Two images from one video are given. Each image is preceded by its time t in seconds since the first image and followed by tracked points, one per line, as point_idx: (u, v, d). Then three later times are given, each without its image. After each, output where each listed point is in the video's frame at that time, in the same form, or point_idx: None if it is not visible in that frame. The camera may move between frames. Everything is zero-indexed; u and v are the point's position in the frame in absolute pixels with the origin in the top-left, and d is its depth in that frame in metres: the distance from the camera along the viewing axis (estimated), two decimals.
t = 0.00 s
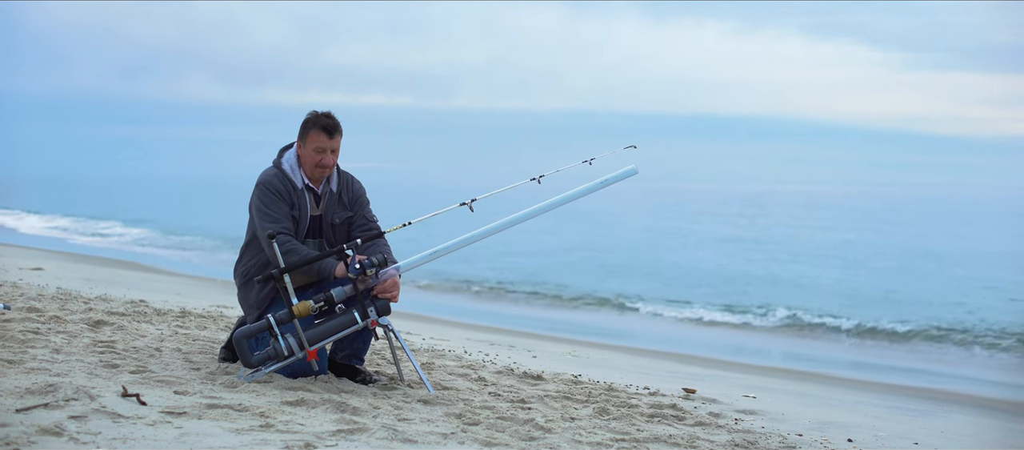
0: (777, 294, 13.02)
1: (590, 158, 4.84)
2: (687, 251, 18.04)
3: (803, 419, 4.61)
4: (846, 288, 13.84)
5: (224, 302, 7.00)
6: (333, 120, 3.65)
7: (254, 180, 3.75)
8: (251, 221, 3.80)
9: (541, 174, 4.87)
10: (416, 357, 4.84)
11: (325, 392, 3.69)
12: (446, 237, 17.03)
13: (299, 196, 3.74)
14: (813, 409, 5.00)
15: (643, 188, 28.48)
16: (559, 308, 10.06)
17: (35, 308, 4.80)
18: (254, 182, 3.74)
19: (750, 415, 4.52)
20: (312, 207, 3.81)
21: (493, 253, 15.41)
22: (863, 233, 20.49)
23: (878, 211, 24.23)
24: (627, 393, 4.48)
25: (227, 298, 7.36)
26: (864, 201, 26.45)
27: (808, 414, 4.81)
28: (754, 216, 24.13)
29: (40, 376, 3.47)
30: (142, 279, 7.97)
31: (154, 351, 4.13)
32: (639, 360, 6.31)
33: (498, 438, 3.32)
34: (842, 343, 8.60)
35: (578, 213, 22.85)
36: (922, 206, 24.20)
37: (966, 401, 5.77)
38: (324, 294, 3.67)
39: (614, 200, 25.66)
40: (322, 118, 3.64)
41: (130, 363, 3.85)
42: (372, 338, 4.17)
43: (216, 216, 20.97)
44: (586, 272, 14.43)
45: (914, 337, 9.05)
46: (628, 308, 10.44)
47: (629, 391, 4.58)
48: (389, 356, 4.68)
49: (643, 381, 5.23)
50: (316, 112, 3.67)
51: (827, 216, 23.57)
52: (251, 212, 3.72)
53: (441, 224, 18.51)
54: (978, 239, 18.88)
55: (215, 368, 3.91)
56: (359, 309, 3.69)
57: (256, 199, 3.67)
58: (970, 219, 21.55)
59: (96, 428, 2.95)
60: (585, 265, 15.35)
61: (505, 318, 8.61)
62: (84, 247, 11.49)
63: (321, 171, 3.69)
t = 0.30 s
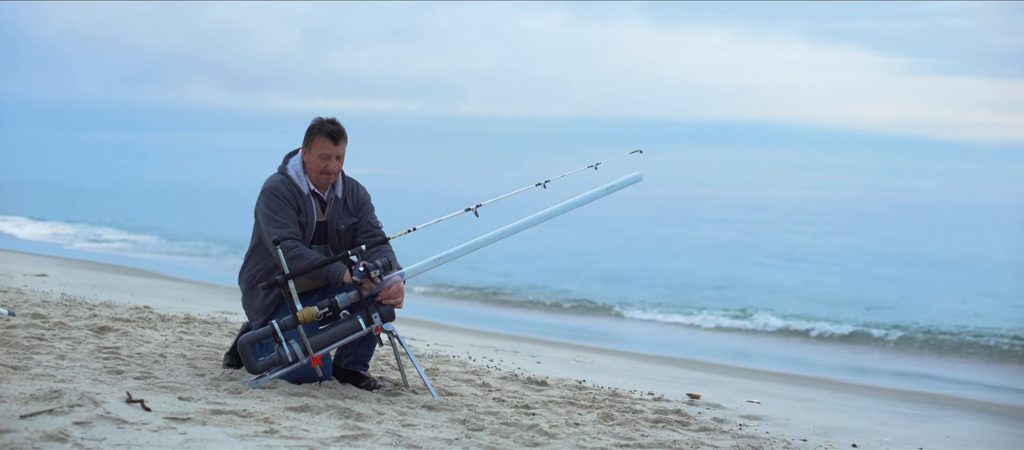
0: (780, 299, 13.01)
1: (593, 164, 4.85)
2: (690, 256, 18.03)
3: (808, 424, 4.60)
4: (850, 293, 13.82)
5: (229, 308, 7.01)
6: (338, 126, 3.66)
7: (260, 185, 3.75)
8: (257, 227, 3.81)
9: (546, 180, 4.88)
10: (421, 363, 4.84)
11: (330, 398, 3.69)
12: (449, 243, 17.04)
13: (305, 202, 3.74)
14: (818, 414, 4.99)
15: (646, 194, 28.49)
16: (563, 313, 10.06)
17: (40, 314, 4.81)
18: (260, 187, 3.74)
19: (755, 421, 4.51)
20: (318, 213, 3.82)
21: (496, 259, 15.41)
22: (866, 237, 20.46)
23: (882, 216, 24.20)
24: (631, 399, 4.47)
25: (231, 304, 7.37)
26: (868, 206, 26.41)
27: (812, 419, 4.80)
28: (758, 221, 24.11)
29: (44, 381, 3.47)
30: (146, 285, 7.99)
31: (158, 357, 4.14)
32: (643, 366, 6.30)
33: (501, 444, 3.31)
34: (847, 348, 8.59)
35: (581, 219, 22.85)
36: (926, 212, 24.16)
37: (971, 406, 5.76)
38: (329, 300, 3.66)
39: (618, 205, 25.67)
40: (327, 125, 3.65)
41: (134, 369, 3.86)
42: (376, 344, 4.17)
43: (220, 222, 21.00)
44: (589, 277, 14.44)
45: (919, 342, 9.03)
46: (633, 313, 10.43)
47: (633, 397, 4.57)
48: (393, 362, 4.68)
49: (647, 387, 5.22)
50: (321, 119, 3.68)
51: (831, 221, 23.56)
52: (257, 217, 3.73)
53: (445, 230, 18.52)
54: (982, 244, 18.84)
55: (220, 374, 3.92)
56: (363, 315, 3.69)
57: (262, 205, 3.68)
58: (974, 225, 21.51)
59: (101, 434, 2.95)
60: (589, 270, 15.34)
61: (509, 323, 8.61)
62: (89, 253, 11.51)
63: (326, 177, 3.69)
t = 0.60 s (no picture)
0: (787, 299, 12.99)
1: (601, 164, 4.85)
2: (697, 257, 18.00)
3: (815, 424, 4.59)
4: (858, 293, 13.77)
5: (236, 309, 7.02)
6: (346, 127, 3.66)
7: (268, 185, 3.76)
8: (265, 227, 3.81)
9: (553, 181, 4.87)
10: (428, 363, 4.84)
11: (337, 398, 3.69)
12: (455, 244, 17.04)
13: (313, 203, 3.74)
14: (826, 415, 4.98)
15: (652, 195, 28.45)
16: (569, 313, 10.05)
17: (49, 315, 4.82)
18: (269, 187, 3.74)
19: (762, 421, 4.50)
20: (326, 214, 3.82)
21: (502, 259, 15.41)
22: (874, 238, 20.39)
23: (889, 216, 24.11)
24: (639, 399, 4.46)
25: (239, 305, 7.38)
26: (875, 206, 26.34)
27: (820, 419, 4.79)
28: (764, 221, 24.08)
29: (53, 382, 3.48)
30: (155, 286, 8.01)
31: (166, 357, 4.15)
32: (651, 366, 6.29)
33: (509, 444, 3.31)
34: (855, 348, 8.56)
35: (587, 219, 22.83)
36: (933, 212, 24.07)
37: (979, 406, 5.73)
38: (336, 301, 3.66)
39: (625, 206, 25.64)
40: (334, 126, 3.65)
41: (142, 369, 3.86)
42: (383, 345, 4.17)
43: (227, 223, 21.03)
44: (595, 277, 14.43)
45: (927, 342, 8.98)
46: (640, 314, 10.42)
47: (641, 397, 4.56)
48: (401, 362, 4.68)
49: (654, 387, 5.21)
50: (328, 120, 3.68)
51: (837, 222, 23.49)
52: (265, 217, 3.73)
53: (452, 230, 18.53)
54: (990, 245, 18.75)
55: (228, 375, 3.92)
56: (370, 316, 3.69)
57: (271, 205, 3.68)
58: (982, 225, 21.41)
59: (109, 435, 2.95)
60: (595, 271, 15.33)
61: (516, 324, 8.61)
62: (97, 254, 11.54)
63: (334, 179, 3.70)
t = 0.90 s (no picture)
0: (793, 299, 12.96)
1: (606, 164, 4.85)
2: (702, 256, 17.98)
3: (821, 424, 4.58)
4: (863, 292, 13.74)
5: (242, 309, 7.02)
6: (351, 128, 3.66)
7: (273, 185, 3.75)
8: (269, 228, 3.81)
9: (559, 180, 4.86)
10: (434, 363, 4.83)
11: (343, 398, 3.69)
12: (460, 244, 17.03)
13: (318, 203, 3.75)
14: (832, 414, 4.96)
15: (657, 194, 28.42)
16: (575, 313, 10.04)
17: (54, 315, 4.83)
18: (274, 188, 3.74)
19: (768, 420, 4.49)
20: (330, 214, 3.82)
21: (506, 259, 15.42)
22: (879, 237, 20.35)
23: (894, 215, 24.06)
24: (644, 398, 4.46)
25: (244, 305, 7.37)
26: (881, 206, 26.28)
27: (825, 418, 4.78)
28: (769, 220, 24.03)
29: (58, 383, 3.48)
30: (160, 286, 8.02)
31: (172, 358, 4.15)
32: (657, 365, 6.28)
33: (515, 444, 3.31)
34: (861, 348, 8.54)
35: (592, 218, 22.80)
36: (939, 211, 24.01)
37: (985, 406, 5.71)
38: (342, 301, 3.66)
39: (630, 206, 25.61)
40: (339, 127, 3.65)
41: (147, 370, 3.87)
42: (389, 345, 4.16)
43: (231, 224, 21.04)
44: (600, 277, 14.42)
45: (933, 342, 8.95)
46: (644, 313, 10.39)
47: (646, 397, 4.56)
48: (406, 362, 4.68)
49: (660, 387, 5.20)
50: (333, 120, 3.68)
51: (843, 221, 23.44)
52: (270, 218, 3.73)
53: (456, 230, 18.51)
54: (996, 244, 18.69)
55: (233, 375, 3.92)
56: (376, 316, 3.69)
57: (276, 206, 3.68)
58: (988, 225, 21.36)
59: (115, 435, 2.96)
60: (600, 270, 15.32)
61: (522, 323, 8.61)
62: (102, 255, 11.54)
63: (339, 179, 3.70)
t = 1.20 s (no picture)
0: (795, 299, 12.95)
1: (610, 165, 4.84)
2: (704, 256, 17.97)
3: (825, 424, 4.57)
4: (865, 292, 13.73)
5: (245, 309, 7.02)
6: (354, 129, 3.65)
7: (276, 186, 3.75)
8: (271, 229, 3.81)
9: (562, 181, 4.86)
10: (437, 364, 4.83)
11: (347, 398, 3.69)
12: (462, 244, 17.03)
13: (321, 204, 3.75)
14: (836, 414, 4.96)
15: (660, 195, 28.42)
16: (578, 313, 10.04)
17: (57, 316, 4.82)
18: (277, 188, 3.74)
19: (772, 420, 4.48)
20: (333, 215, 3.82)
21: (509, 259, 15.41)
22: (882, 237, 20.34)
23: (897, 216, 24.04)
24: (648, 399, 4.45)
25: (247, 306, 7.36)
26: (883, 206, 26.25)
27: (829, 418, 4.77)
28: (771, 221, 24.00)
29: (62, 384, 3.48)
30: (163, 287, 8.02)
31: (176, 358, 4.14)
32: (661, 366, 6.27)
33: (519, 444, 3.30)
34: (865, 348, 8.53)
35: (594, 219, 22.80)
36: (942, 211, 24.00)
37: (989, 405, 5.71)
38: (345, 301, 3.65)
39: (632, 206, 25.61)
40: (343, 128, 3.65)
41: (151, 371, 3.86)
42: (392, 345, 4.16)
43: (233, 224, 21.02)
44: (603, 277, 14.42)
45: (936, 342, 8.95)
46: (647, 313, 10.39)
47: (650, 397, 4.55)
48: (410, 363, 4.68)
49: (664, 387, 5.20)
50: (336, 121, 3.68)
51: (845, 221, 23.43)
52: (273, 219, 3.73)
53: (458, 230, 18.51)
54: (998, 244, 18.68)
55: (237, 376, 3.92)
56: (379, 316, 3.68)
57: (279, 207, 3.68)
58: (990, 225, 21.36)
59: (118, 436, 2.95)
60: (603, 270, 15.31)
61: (525, 323, 8.61)
62: (106, 256, 11.55)
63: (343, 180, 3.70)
